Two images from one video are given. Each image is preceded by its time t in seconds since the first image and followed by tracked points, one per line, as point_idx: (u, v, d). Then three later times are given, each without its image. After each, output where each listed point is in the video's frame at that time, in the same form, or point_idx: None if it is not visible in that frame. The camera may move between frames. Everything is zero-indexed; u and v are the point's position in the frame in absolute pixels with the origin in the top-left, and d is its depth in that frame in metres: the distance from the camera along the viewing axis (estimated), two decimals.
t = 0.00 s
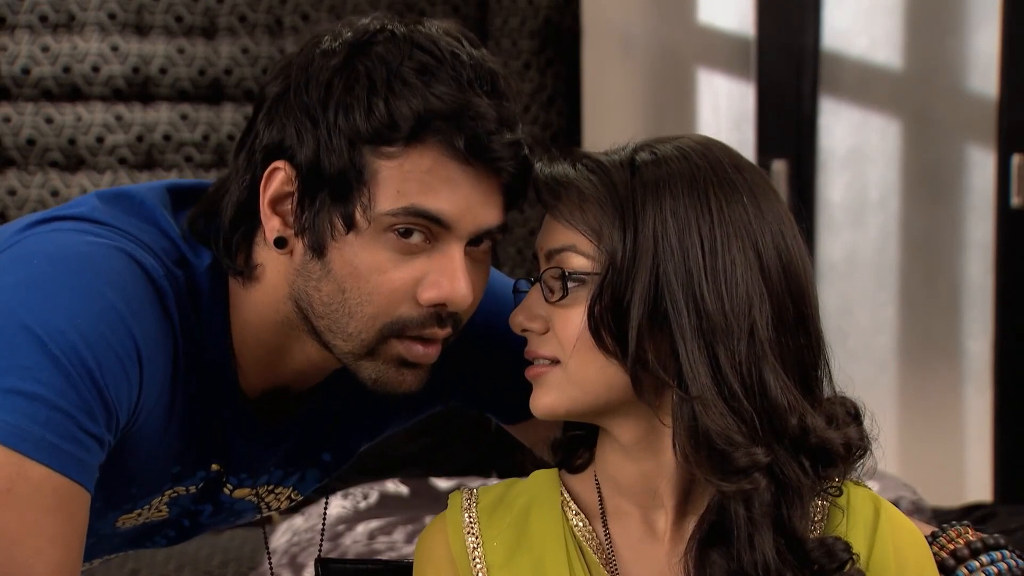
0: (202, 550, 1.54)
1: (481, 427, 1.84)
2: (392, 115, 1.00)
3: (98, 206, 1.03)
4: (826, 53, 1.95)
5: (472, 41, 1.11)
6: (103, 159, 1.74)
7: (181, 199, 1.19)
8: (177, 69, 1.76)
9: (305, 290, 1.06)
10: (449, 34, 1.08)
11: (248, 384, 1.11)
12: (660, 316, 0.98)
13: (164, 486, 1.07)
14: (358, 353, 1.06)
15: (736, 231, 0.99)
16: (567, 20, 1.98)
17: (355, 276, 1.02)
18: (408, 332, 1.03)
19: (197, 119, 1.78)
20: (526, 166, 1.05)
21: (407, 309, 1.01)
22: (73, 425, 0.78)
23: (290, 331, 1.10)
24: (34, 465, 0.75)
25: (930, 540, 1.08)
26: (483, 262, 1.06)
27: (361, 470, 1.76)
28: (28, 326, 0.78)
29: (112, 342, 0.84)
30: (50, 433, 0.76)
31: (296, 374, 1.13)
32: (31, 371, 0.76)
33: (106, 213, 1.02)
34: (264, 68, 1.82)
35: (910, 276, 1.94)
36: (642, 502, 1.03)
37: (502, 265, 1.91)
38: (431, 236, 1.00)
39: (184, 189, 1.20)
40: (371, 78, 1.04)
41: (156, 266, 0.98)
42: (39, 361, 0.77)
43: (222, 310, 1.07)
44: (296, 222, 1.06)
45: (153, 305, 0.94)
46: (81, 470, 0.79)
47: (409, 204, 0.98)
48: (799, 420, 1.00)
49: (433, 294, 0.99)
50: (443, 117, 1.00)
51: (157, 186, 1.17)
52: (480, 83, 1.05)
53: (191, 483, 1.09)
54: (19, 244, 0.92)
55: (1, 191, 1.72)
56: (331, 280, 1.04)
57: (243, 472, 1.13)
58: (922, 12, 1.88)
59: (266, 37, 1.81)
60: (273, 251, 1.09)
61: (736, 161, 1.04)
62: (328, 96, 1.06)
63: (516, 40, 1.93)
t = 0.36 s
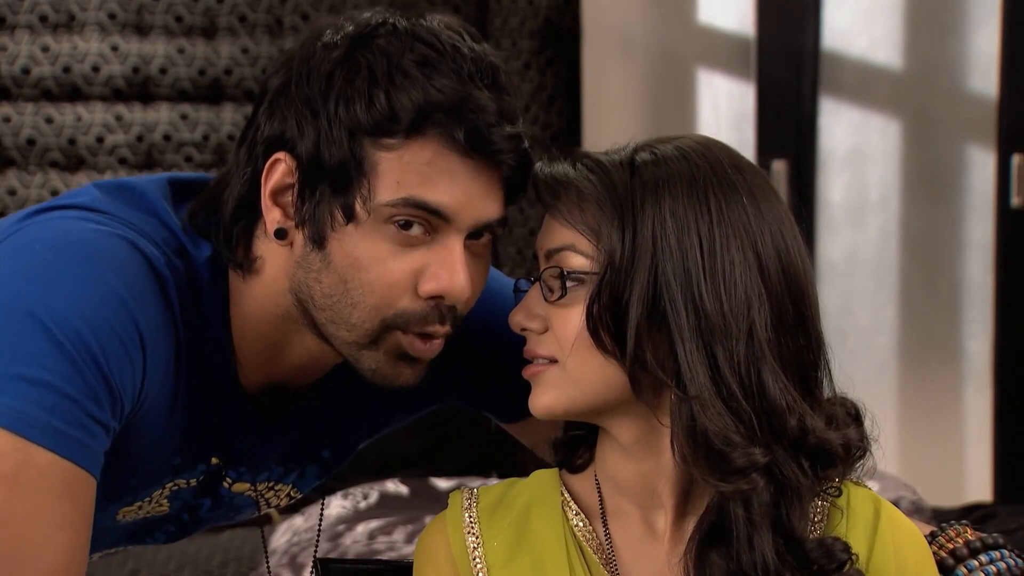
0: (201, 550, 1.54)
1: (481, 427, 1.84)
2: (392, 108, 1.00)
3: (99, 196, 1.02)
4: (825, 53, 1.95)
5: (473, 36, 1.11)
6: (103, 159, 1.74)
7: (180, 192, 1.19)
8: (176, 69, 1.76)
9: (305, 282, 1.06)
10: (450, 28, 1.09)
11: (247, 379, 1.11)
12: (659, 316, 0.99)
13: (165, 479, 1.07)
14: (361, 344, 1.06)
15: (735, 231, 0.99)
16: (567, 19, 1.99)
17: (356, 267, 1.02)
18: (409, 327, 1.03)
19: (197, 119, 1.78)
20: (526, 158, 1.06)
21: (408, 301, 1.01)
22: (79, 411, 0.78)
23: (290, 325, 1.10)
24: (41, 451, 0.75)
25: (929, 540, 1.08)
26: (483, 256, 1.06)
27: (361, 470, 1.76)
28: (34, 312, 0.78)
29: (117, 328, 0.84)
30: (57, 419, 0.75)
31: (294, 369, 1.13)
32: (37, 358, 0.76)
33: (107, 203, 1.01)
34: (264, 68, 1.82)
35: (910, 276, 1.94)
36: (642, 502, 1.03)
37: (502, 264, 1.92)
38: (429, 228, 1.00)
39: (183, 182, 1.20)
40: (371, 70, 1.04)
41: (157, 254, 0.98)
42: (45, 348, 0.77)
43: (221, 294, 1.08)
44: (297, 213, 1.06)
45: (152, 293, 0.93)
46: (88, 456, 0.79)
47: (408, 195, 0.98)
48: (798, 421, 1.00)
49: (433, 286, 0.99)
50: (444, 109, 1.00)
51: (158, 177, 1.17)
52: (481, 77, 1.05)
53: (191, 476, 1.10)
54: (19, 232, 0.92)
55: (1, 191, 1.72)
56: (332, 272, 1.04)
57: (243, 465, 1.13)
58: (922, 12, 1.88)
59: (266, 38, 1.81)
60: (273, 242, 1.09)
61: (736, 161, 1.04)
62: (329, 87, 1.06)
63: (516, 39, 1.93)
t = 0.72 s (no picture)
0: (202, 550, 1.54)
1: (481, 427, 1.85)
2: (400, 94, 1.00)
3: (95, 178, 1.03)
4: (825, 53, 1.97)
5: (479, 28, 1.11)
6: (103, 160, 1.74)
7: (178, 176, 1.19)
8: (177, 69, 1.76)
9: (303, 264, 1.07)
10: (458, 18, 1.09)
11: (242, 362, 1.10)
12: (659, 315, 0.98)
13: (164, 466, 1.06)
14: (354, 329, 1.07)
15: (736, 231, 0.99)
16: (567, 19, 1.99)
17: (354, 250, 1.02)
18: (403, 310, 1.03)
19: (197, 119, 1.79)
20: (529, 148, 1.06)
21: (405, 285, 1.02)
22: (84, 387, 0.77)
23: (285, 309, 1.10)
24: (50, 427, 0.75)
25: (928, 539, 1.08)
26: (481, 247, 1.07)
27: (361, 470, 1.76)
28: (34, 289, 0.78)
29: (117, 304, 0.84)
30: (62, 395, 0.75)
31: (288, 355, 1.13)
32: (40, 333, 0.76)
33: (103, 185, 1.02)
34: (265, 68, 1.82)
35: (910, 276, 1.94)
36: (641, 502, 1.03)
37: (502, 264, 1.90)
38: (432, 215, 1.00)
39: (182, 168, 1.20)
40: (380, 55, 1.04)
41: (155, 233, 0.99)
42: (47, 325, 0.77)
43: (217, 266, 1.08)
44: (298, 195, 1.06)
45: (151, 267, 0.94)
46: (94, 432, 0.79)
47: (412, 181, 0.99)
48: (798, 422, 0.99)
49: (432, 274, 0.99)
50: (451, 97, 1.00)
51: (157, 163, 1.17)
52: (488, 67, 1.05)
53: (190, 461, 1.08)
54: (16, 212, 0.92)
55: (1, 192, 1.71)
56: (330, 255, 1.04)
57: (238, 453, 1.13)
58: (922, 11, 1.87)
59: (266, 38, 1.81)
60: (273, 225, 1.09)
61: (739, 163, 1.04)
62: (336, 72, 1.06)
63: (516, 39, 1.93)
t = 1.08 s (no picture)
0: (202, 550, 1.54)
1: (481, 428, 1.84)
2: (406, 95, 1.00)
3: (93, 172, 1.03)
4: (825, 53, 1.97)
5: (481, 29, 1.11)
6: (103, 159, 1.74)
7: (178, 172, 1.19)
8: (177, 69, 1.76)
9: (303, 263, 1.07)
10: (461, 19, 1.09)
11: (242, 359, 1.11)
12: (657, 313, 0.99)
13: (163, 461, 1.07)
14: (354, 329, 1.08)
15: (736, 231, 0.99)
16: (567, 20, 1.99)
17: (357, 251, 1.03)
18: (405, 310, 1.04)
19: (197, 119, 1.79)
20: (533, 153, 1.07)
21: (407, 286, 1.03)
22: (88, 374, 0.77)
23: (283, 305, 1.11)
24: (55, 415, 0.75)
25: (928, 539, 1.08)
26: (480, 248, 1.07)
27: (361, 470, 1.76)
28: (35, 277, 0.78)
29: (118, 292, 0.84)
30: (67, 382, 0.75)
31: (285, 354, 1.14)
32: (43, 320, 0.76)
33: (101, 177, 1.02)
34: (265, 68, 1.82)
35: (910, 276, 1.94)
36: (640, 502, 1.03)
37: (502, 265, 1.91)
38: (434, 216, 1.00)
39: (182, 163, 1.20)
40: (385, 55, 1.03)
41: (153, 224, 1.00)
42: (50, 312, 0.77)
43: (216, 263, 1.08)
44: (300, 193, 1.06)
45: (150, 259, 0.94)
46: (98, 419, 0.79)
47: (418, 183, 0.99)
48: (797, 424, 0.99)
49: (435, 275, 1.00)
50: (456, 98, 1.00)
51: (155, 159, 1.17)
52: (492, 69, 1.05)
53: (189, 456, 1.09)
54: (13, 204, 0.92)
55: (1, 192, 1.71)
56: (332, 254, 1.05)
57: (236, 448, 1.13)
58: (922, 12, 1.87)
59: (266, 38, 1.81)
60: (273, 223, 1.09)
61: (741, 163, 1.04)
62: (341, 71, 1.05)
63: (516, 39, 1.93)
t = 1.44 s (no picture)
0: (202, 550, 1.54)
1: (480, 427, 1.84)
2: (409, 92, 1.00)
3: (93, 166, 1.03)
4: (825, 53, 1.97)
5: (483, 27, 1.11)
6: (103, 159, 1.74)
7: (180, 167, 1.20)
8: (177, 69, 1.76)
9: (306, 261, 1.08)
10: (463, 16, 1.09)
11: (242, 355, 1.11)
12: (654, 312, 0.99)
13: (163, 456, 1.07)
14: (356, 328, 1.09)
15: (735, 232, 0.99)
16: (568, 20, 1.98)
17: (360, 249, 1.03)
18: (408, 308, 1.05)
19: (197, 119, 1.79)
20: (533, 148, 1.07)
21: (410, 284, 1.03)
22: (94, 364, 0.78)
23: (283, 300, 1.11)
24: (63, 406, 0.75)
25: (926, 539, 1.09)
26: (480, 243, 1.07)
27: (360, 470, 1.76)
28: (39, 268, 0.79)
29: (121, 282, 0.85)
30: (74, 372, 0.76)
31: (284, 352, 1.14)
32: (49, 311, 0.77)
33: (102, 171, 1.02)
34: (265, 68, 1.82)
35: (910, 276, 1.94)
36: (637, 501, 1.03)
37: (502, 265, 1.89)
38: (437, 213, 1.00)
39: (183, 159, 1.20)
40: (388, 52, 1.03)
41: (156, 218, 1.00)
42: (56, 304, 0.77)
43: (216, 258, 1.08)
44: (303, 192, 1.06)
45: (151, 253, 0.95)
46: (105, 409, 0.79)
47: (422, 180, 0.99)
48: (795, 424, 0.99)
49: (437, 273, 1.00)
50: (459, 96, 1.00)
51: (157, 155, 1.17)
52: (494, 66, 1.05)
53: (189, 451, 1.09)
54: (13, 199, 0.92)
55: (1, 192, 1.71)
56: (334, 253, 1.05)
57: (234, 444, 1.13)
58: (922, 12, 1.86)
59: (266, 37, 1.81)
60: (275, 220, 1.09)
61: (742, 164, 1.04)
62: (344, 69, 1.05)
63: (517, 39, 1.93)
